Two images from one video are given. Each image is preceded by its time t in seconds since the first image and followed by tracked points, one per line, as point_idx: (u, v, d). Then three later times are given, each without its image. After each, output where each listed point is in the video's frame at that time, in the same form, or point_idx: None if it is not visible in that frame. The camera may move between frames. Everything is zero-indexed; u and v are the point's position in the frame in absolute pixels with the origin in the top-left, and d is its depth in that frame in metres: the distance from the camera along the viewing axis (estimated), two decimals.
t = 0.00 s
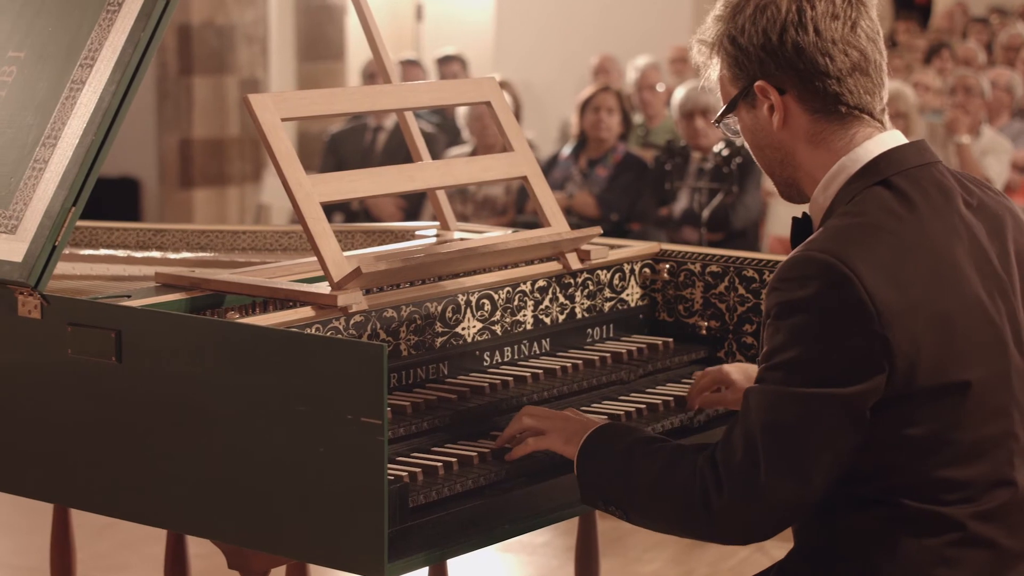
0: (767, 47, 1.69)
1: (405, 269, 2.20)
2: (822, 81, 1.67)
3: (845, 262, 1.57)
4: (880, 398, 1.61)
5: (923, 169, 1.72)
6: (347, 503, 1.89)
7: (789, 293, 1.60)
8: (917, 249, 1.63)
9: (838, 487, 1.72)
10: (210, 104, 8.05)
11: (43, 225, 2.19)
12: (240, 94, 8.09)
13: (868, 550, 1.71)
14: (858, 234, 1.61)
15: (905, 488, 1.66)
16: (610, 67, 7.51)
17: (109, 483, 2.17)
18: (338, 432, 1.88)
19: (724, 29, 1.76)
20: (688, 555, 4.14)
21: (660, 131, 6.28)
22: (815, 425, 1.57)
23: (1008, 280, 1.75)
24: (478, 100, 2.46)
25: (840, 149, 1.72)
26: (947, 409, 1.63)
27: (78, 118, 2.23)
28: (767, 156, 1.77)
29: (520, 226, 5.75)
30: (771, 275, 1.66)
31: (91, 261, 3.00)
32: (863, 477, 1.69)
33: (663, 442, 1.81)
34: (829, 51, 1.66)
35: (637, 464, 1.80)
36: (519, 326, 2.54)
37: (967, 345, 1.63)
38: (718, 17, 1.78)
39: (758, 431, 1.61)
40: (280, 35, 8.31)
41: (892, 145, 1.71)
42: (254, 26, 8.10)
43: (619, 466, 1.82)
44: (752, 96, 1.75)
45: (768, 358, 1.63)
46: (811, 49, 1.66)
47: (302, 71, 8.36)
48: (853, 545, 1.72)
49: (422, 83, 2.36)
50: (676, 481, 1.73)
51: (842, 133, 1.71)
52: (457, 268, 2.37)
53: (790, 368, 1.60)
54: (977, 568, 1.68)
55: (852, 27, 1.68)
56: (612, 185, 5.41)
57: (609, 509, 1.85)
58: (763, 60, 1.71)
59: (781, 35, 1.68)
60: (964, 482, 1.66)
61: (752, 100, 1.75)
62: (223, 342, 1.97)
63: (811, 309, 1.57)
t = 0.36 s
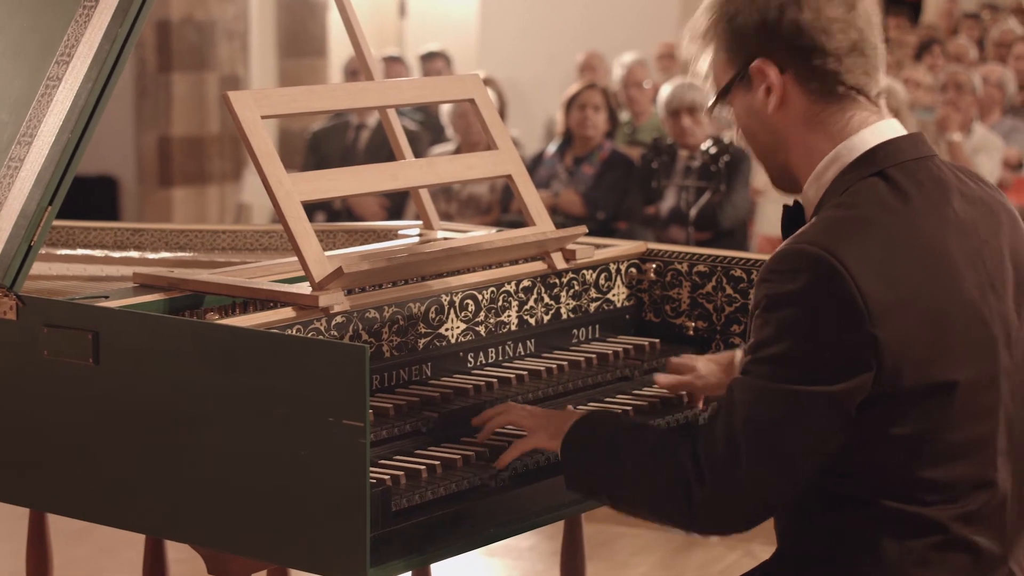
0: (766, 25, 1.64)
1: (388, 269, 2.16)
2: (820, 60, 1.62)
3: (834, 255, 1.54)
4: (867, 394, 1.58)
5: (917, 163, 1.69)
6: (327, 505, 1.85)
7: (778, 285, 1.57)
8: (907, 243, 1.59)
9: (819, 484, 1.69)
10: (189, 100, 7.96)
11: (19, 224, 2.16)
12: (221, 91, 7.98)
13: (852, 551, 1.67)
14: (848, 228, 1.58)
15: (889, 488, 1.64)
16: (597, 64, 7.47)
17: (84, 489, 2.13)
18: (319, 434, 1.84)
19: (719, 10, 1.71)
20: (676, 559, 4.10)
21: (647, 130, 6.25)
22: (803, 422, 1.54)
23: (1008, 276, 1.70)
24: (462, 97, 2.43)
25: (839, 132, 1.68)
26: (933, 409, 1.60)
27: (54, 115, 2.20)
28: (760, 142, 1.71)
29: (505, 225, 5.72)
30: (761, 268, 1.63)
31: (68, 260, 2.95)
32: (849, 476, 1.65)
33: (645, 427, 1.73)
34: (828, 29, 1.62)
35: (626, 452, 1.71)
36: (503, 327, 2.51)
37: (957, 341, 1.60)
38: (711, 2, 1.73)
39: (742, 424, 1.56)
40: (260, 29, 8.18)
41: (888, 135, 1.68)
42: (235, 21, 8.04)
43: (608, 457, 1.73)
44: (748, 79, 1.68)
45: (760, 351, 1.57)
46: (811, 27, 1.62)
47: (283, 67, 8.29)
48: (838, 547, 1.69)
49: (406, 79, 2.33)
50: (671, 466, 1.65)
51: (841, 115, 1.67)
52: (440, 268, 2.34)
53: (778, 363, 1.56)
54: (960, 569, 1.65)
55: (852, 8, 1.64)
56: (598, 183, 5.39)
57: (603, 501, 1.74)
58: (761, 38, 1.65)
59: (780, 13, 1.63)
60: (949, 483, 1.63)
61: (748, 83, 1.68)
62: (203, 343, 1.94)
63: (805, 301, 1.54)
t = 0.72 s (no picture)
0: (790, 17, 1.63)
1: (381, 269, 2.14)
2: (842, 54, 1.61)
3: (838, 260, 1.53)
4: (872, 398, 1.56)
5: (925, 165, 1.67)
6: (318, 507, 1.83)
7: (784, 290, 1.56)
8: (912, 245, 1.57)
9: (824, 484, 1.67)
10: (179, 97, 7.91)
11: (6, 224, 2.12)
12: (212, 87, 7.94)
13: (856, 555, 1.64)
14: (854, 231, 1.57)
15: (895, 492, 1.61)
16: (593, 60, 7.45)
17: (72, 493, 2.10)
18: (311, 436, 1.82)
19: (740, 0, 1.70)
20: (674, 562, 4.07)
21: (643, 127, 6.23)
22: (812, 428, 1.53)
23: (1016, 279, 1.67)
24: (458, 94, 2.41)
25: (852, 132, 1.66)
26: (940, 410, 1.57)
27: (43, 113, 2.17)
28: (775, 137, 1.69)
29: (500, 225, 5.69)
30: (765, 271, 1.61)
31: (56, 261, 2.92)
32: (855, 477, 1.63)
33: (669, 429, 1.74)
34: (852, 26, 1.61)
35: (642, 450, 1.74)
36: (498, 328, 2.49)
37: (965, 344, 1.58)
38: None
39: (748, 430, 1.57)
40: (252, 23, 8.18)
41: (898, 136, 1.66)
42: (226, 18, 8.00)
43: (625, 457, 1.76)
44: (766, 69, 1.67)
45: (775, 348, 1.56)
46: (836, 22, 1.60)
47: (275, 63, 8.24)
48: (842, 553, 1.66)
49: (401, 77, 2.31)
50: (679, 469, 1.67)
51: (856, 115, 1.65)
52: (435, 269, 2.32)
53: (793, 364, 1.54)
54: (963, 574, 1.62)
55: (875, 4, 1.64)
56: (595, 182, 5.34)
57: (616, 491, 1.78)
58: (783, 30, 1.64)
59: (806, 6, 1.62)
60: (954, 487, 1.60)
61: (766, 76, 1.67)
62: (192, 344, 1.91)
63: (811, 303, 1.53)
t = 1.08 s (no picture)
0: (745, 39, 1.59)
1: (379, 270, 2.10)
2: (806, 67, 1.56)
3: (840, 262, 1.48)
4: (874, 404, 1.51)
5: (921, 165, 1.63)
6: (316, 511, 1.79)
7: (783, 294, 1.51)
8: (915, 245, 1.53)
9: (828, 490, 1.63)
10: (173, 93, 7.84)
11: None
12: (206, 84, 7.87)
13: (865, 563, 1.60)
14: (856, 230, 1.52)
15: (902, 498, 1.57)
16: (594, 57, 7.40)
17: (66, 497, 2.06)
18: (308, 439, 1.78)
19: (704, 26, 1.67)
20: (676, 567, 4.03)
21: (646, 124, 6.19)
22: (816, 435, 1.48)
23: (1009, 281, 1.65)
24: (457, 91, 2.38)
25: (835, 138, 1.62)
26: (944, 412, 1.54)
27: (35, 111, 2.13)
28: (761, 155, 1.66)
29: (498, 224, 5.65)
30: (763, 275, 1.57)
31: (48, 260, 2.89)
32: (861, 485, 1.59)
33: (664, 453, 1.72)
34: (810, 37, 1.56)
35: (636, 479, 1.71)
36: (498, 329, 2.45)
37: (967, 346, 1.54)
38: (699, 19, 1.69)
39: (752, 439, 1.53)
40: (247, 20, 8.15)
41: (888, 136, 1.62)
42: (220, 14, 7.97)
43: (625, 472, 1.73)
44: (737, 92, 1.64)
45: (767, 359, 1.54)
46: (791, 38, 1.56)
47: (270, 60, 8.16)
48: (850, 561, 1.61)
49: (398, 74, 2.28)
50: (678, 496, 1.64)
51: (835, 121, 1.61)
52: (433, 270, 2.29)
53: (789, 375, 1.51)
54: None
55: (833, 8, 1.57)
56: (597, 180, 5.33)
57: (612, 522, 1.76)
58: (743, 53, 1.60)
59: (759, 25, 1.58)
60: (961, 491, 1.56)
61: (739, 99, 1.64)
62: (187, 346, 1.88)
63: (809, 306, 1.48)
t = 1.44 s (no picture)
0: (741, 38, 1.55)
1: (376, 269, 2.06)
2: (804, 69, 1.53)
3: (835, 263, 1.45)
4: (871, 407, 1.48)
5: (917, 164, 1.59)
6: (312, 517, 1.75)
7: (776, 296, 1.47)
8: (910, 244, 1.50)
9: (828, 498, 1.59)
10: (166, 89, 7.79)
11: None
12: (200, 79, 7.82)
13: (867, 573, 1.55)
14: (850, 229, 1.49)
15: (902, 505, 1.53)
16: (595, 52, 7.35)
17: (57, 503, 2.02)
18: (304, 443, 1.74)
19: (695, 26, 1.63)
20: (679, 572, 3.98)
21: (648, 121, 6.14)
22: (812, 437, 1.44)
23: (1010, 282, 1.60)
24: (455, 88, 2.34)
25: (829, 141, 1.57)
26: (944, 415, 1.50)
27: (25, 107, 2.09)
28: (753, 159, 1.62)
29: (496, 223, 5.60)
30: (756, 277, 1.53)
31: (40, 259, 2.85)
32: (860, 494, 1.55)
33: (662, 456, 1.67)
34: (810, 38, 1.53)
35: (631, 482, 1.66)
36: (498, 330, 2.41)
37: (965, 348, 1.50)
38: (688, 17, 1.64)
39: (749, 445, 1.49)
40: (241, 15, 8.08)
41: (884, 135, 1.58)
42: (214, 8, 7.90)
43: (621, 475, 1.68)
44: (731, 93, 1.59)
45: (760, 362, 1.50)
46: (789, 40, 1.52)
47: (266, 55, 8.09)
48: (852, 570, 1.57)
49: (395, 70, 2.23)
50: (675, 501, 1.59)
51: (831, 123, 1.56)
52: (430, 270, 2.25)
53: (781, 378, 1.47)
54: None
55: (831, 10, 1.54)
56: (598, 178, 5.29)
57: (605, 528, 1.72)
58: (738, 53, 1.56)
59: (757, 24, 1.54)
60: (963, 497, 1.52)
61: (732, 99, 1.60)
62: (181, 348, 1.83)
63: (803, 307, 1.45)
